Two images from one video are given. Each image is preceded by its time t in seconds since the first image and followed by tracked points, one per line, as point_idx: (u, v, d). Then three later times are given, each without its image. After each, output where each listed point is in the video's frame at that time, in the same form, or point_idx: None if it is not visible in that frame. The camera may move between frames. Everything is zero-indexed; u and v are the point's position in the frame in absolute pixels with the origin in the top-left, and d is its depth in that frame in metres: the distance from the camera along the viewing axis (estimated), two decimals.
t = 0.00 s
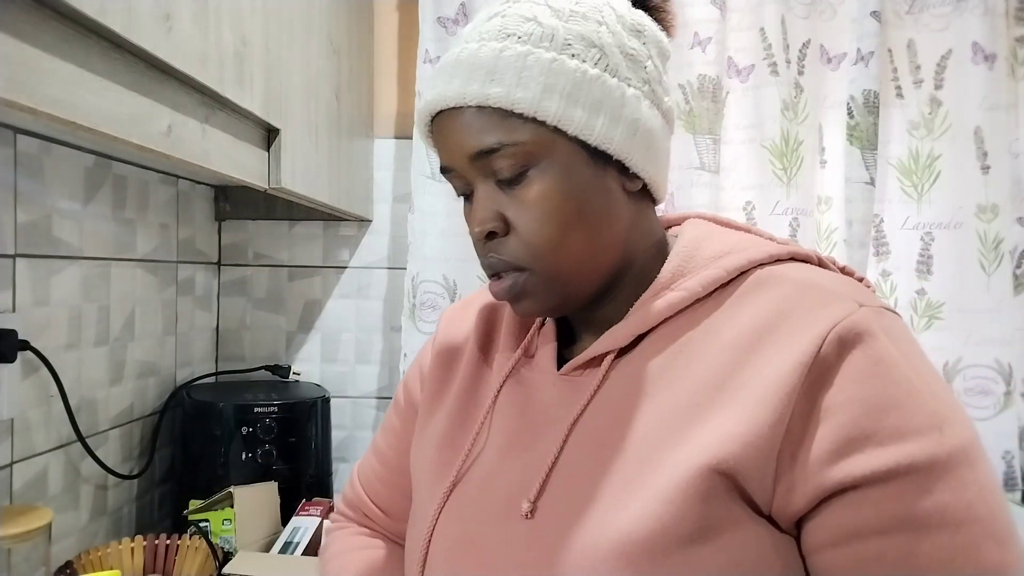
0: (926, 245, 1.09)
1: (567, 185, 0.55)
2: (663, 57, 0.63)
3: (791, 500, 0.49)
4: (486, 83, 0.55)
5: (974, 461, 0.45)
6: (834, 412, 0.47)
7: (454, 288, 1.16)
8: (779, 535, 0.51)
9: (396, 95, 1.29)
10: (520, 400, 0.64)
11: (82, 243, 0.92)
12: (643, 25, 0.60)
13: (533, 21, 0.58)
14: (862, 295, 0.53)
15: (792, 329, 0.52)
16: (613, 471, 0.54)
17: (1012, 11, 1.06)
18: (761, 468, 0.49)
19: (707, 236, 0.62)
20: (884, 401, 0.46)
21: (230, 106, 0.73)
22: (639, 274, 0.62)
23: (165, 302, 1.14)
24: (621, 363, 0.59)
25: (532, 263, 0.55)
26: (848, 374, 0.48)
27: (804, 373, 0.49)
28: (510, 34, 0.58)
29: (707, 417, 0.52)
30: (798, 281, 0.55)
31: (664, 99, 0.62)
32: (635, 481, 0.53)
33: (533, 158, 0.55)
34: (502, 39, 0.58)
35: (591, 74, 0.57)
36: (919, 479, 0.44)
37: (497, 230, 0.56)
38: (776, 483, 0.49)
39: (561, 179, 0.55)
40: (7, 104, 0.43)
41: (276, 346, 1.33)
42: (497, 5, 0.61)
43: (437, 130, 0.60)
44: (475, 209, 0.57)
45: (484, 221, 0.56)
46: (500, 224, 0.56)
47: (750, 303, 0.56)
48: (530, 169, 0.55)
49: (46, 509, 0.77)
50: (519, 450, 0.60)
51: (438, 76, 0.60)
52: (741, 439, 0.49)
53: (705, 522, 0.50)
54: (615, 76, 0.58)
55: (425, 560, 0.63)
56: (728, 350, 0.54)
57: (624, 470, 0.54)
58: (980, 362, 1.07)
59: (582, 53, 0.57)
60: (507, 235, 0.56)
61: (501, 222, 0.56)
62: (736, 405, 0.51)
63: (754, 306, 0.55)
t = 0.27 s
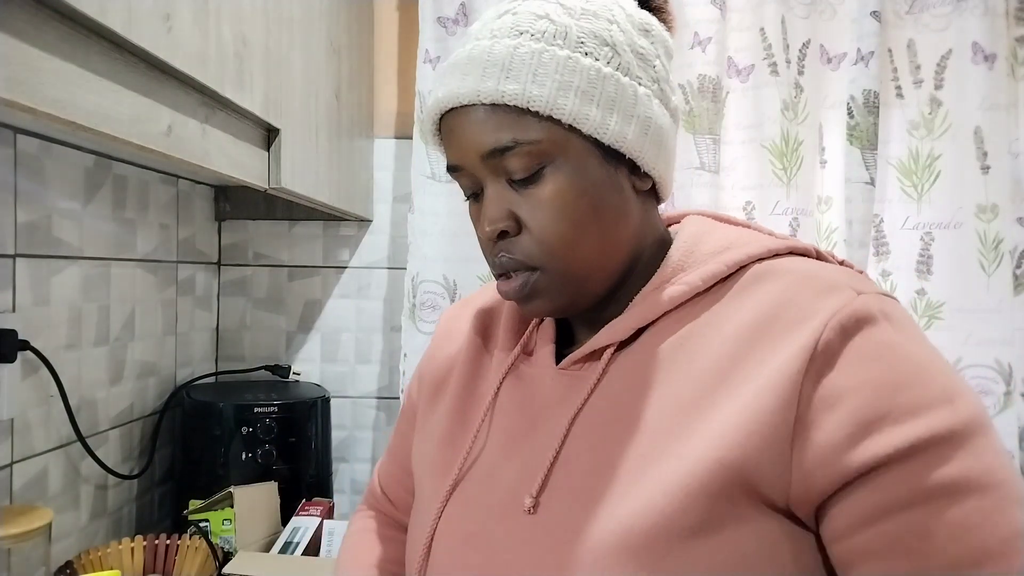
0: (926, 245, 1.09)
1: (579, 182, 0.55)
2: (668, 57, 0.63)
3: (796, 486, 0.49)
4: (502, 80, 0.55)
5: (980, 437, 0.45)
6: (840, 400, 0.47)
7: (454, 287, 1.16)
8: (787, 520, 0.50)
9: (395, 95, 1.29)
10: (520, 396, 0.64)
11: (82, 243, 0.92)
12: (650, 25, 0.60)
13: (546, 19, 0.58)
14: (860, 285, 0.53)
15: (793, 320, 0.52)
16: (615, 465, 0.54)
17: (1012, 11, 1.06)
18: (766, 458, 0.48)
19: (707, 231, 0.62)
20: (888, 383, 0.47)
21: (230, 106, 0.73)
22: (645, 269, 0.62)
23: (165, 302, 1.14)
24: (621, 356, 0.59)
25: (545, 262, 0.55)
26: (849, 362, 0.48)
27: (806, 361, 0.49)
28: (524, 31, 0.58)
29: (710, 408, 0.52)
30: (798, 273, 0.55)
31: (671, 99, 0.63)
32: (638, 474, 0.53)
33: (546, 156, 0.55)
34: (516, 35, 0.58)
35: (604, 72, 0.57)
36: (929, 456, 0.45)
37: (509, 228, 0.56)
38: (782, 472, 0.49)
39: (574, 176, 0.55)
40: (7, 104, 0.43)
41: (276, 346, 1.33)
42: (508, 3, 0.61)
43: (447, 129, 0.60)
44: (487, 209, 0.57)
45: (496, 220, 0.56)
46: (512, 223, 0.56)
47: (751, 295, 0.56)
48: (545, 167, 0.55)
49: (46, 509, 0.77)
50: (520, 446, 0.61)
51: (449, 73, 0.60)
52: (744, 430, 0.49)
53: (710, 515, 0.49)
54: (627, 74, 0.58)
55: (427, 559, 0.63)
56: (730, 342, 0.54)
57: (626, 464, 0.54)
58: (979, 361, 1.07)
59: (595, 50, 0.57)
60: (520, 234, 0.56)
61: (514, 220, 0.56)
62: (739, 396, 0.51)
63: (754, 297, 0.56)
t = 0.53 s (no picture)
0: (926, 245, 1.09)
1: (567, 191, 0.55)
2: (674, 58, 0.62)
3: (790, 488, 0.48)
4: (490, 87, 0.56)
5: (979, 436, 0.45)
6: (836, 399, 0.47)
7: (454, 288, 1.16)
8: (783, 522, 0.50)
9: (396, 95, 1.29)
10: (518, 393, 0.64)
11: (82, 243, 0.92)
12: (653, 28, 0.59)
13: (542, 23, 0.58)
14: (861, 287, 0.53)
15: (791, 320, 0.52)
16: (612, 462, 0.54)
17: (1012, 11, 1.06)
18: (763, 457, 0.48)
19: (705, 231, 0.62)
20: (888, 384, 0.46)
21: (230, 106, 0.73)
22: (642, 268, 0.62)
23: (166, 302, 1.14)
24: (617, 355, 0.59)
25: (529, 266, 0.56)
26: (847, 362, 0.48)
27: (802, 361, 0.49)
28: (519, 36, 0.58)
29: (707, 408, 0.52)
30: (796, 273, 0.55)
31: (673, 103, 0.62)
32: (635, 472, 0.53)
33: (534, 163, 0.55)
34: (510, 40, 0.58)
35: (596, 81, 0.57)
36: (935, 456, 0.44)
37: (496, 232, 0.56)
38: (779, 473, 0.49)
39: (562, 185, 0.55)
40: (7, 104, 0.43)
41: (276, 346, 1.33)
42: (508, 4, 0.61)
43: (441, 128, 0.60)
44: (475, 211, 0.57)
45: (483, 222, 0.56)
46: (499, 226, 0.56)
47: (749, 294, 0.56)
48: (531, 174, 0.55)
49: (46, 509, 0.77)
50: (518, 443, 0.61)
51: (444, 75, 0.60)
52: (741, 429, 0.49)
53: (704, 512, 0.50)
54: (621, 82, 0.58)
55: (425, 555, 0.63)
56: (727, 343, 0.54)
57: (623, 461, 0.54)
58: (980, 361, 1.07)
59: (587, 59, 0.57)
60: (506, 238, 0.56)
61: (501, 224, 0.56)
62: (735, 396, 0.51)
63: (752, 296, 0.55)
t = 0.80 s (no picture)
0: (926, 245, 1.08)
1: (559, 191, 0.56)
2: (678, 60, 0.61)
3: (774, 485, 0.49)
4: (482, 89, 0.57)
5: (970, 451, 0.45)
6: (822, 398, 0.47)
7: (454, 288, 1.16)
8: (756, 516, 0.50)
9: (395, 95, 1.29)
10: (523, 391, 0.64)
11: (82, 243, 0.92)
12: (654, 31, 0.58)
13: (537, 27, 0.58)
14: (865, 295, 0.52)
15: (786, 323, 0.51)
16: (611, 459, 0.54)
17: (1012, 11, 1.06)
18: (749, 452, 0.48)
19: (712, 234, 0.61)
20: (867, 393, 0.46)
21: (230, 106, 0.73)
22: (645, 268, 0.62)
23: (166, 302, 1.14)
24: (620, 355, 0.59)
25: (521, 263, 0.57)
26: (839, 364, 0.47)
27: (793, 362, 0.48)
28: (514, 40, 0.58)
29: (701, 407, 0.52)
30: (801, 278, 0.54)
31: (673, 106, 0.61)
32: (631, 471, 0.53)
33: (525, 162, 0.56)
34: (506, 44, 0.58)
35: (587, 84, 0.57)
36: (893, 469, 0.44)
37: (491, 228, 0.57)
38: (762, 467, 0.49)
39: (552, 184, 0.56)
40: (7, 104, 0.43)
41: (276, 346, 1.33)
42: (509, 6, 0.61)
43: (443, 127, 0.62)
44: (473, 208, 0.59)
45: (480, 219, 0.58)
46: (494, 223, 0.57)
47: (752, 297, 0.55)
48: (522, 173, 0.56)
49: (46, 509, 0.77)
50: (521, 439, 0.61)
51: (444, 77, 0.61)
52: (733, 427, 0.49)
53: (697, 510, 0.50)
54: (614, 84, 0.57)
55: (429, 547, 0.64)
56: (727, 343, 0.53)
57: (622, 458, 0.54)
58: (980, 361, 1.07)
59: (580, 61, 0.57)
60: (500, 235, 0.57)
61: (496, 221, 0.57)
62: (728, 395, 0.51)
63: (755, 300, 0.55)
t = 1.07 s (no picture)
0: (926, 245, 1.08)
1: (582, 188, 0.55)
2: (683, 57, 0.62)
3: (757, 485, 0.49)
4: (503, 87, 0.56)
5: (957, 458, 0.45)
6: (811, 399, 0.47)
7: (454, 288, 1.16)
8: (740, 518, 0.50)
9: (396, 95, 1.29)
10: (526, 388, 0.65)
11: (82, 243, 0.92)
12: (663, 28, 0.59)
13: (553, 26, 0.58)
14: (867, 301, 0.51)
15: (782, 323, 0.51)
16: (605, 455, 0.55)
17: (1011, 12, 1.06)
18: (737, 450, 0.48)
19: (720, 236, 0.62)
20: (852, 399, 0.45)
21: (230, 106, 0.73)
22: (654, 267, 0.62)
23: (165, 302, 1.14)
24: (621, 354, 0.59)
25: (549, 261, 0.56)
26: (831, 368, 0.47)
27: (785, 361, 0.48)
28: (531, 39, 0.58)
29: (693, 405, 0.52)
30: (801, 280, 0.54)
31: (682, 100, 0.61)
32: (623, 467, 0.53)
33: (548, 160, 0.56)
34: (522, 44, 0.59)
35: (607, 79, 0.57)
36: (862, 477, 0.44)
37: (514, 228, 0.56)
38: (748, 466, 0.49)
39: (575, 181, 0.55)
40: (7, 104, 0.43)
41: (276, 346, 1.33)
42: (520, 10, 0.62)
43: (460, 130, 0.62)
44: (495, 209, 0.58)
45: (503, 220, 0.57)
46: (518, 222, 0.56)
47: (753, 298, 0.55)
48: (546, 170, 0.56)
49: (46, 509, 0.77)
50: (521, 435, 0.61)
51: (460, 80, 0.61)
52: (720, 424, 0.48)
53: (681, 507, 0.49)
54: (631, 79, 0.58)
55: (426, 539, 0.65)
56: (725, 343, 0.53)
57: (615, 454, 0.54)
58: (980, 361, 1.07)
59: (598, 57, 0.57)
60: (524, 234, 0.56)
61: (519, 220, 0.56)
62: (719, 393, 0.50)
63: (755, 303, 0.54)
